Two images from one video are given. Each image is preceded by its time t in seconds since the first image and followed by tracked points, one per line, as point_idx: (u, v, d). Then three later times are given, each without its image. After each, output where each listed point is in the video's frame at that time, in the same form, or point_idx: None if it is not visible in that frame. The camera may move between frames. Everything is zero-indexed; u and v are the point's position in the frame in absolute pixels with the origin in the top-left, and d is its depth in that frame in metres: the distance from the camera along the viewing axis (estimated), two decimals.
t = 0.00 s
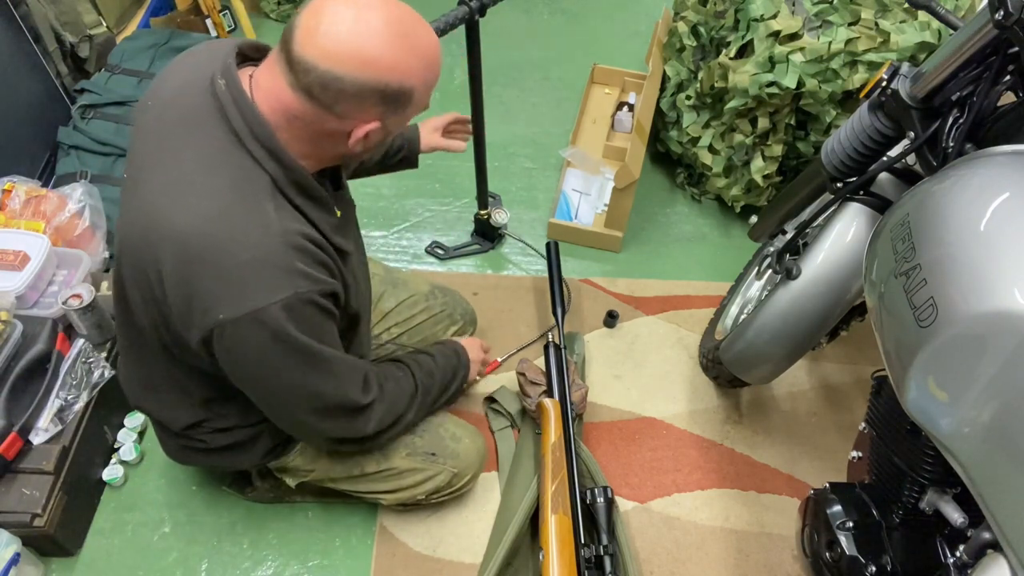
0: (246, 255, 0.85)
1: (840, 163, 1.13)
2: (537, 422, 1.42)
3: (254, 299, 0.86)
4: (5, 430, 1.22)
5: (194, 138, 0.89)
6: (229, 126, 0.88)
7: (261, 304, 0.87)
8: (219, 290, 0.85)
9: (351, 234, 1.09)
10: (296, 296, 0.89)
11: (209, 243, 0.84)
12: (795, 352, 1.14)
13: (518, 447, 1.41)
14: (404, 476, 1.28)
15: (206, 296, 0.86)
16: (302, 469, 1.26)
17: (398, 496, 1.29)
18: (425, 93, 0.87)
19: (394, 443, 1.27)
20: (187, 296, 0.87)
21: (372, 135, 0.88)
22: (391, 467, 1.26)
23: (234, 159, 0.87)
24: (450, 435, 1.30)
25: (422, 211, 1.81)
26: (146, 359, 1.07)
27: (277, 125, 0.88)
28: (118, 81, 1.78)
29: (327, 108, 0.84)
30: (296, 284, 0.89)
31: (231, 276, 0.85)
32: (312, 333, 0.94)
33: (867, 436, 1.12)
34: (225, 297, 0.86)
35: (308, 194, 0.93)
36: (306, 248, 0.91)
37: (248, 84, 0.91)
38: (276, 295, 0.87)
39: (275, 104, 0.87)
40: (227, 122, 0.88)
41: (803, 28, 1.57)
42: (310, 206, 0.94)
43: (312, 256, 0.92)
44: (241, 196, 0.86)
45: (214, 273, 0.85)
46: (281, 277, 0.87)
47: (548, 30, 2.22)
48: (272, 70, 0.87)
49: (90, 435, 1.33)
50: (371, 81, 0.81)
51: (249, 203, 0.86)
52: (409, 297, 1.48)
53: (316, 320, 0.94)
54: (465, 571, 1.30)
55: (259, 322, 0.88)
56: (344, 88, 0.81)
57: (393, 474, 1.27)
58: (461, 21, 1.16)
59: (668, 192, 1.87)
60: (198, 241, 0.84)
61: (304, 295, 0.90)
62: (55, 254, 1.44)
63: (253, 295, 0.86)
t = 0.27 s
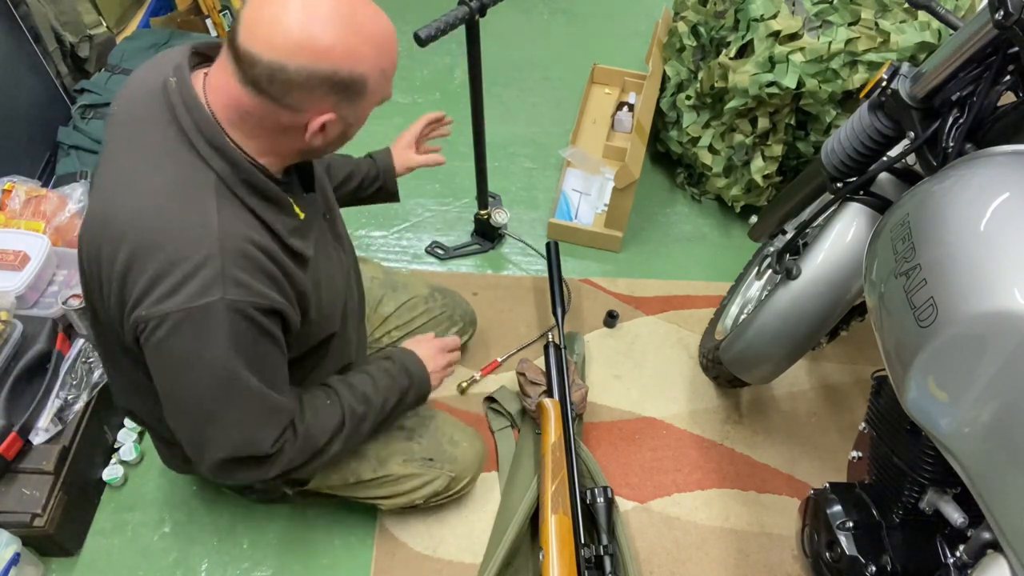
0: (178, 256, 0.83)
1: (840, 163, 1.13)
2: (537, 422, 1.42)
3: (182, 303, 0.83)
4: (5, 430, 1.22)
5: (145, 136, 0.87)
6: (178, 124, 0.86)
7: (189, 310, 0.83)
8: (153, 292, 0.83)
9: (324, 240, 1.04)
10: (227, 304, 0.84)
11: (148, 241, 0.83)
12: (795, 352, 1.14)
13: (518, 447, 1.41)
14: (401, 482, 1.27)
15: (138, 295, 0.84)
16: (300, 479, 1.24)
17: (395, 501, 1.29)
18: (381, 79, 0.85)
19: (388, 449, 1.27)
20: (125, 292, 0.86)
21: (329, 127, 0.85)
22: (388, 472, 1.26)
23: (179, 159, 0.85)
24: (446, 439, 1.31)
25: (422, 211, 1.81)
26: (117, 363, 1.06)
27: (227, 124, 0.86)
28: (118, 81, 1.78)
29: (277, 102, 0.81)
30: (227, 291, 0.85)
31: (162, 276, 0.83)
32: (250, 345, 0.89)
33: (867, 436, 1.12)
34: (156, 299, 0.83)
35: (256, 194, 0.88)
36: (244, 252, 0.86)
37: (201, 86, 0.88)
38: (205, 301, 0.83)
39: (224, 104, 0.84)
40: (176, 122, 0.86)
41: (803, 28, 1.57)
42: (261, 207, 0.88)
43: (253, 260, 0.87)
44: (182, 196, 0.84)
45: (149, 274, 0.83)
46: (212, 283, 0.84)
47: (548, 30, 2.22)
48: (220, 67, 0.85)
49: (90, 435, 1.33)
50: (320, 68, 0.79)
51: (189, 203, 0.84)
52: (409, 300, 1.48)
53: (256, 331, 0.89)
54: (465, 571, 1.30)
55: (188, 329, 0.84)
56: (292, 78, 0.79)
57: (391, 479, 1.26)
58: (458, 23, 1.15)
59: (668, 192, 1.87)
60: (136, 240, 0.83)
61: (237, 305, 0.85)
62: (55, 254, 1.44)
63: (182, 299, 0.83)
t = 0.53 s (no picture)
0: (137, 264, 0.82)
1: (840, 163, 1.13)
2: (537, 422, 1.42)
3: (139, 311, 0.83)
4: (5, 429, 1.22)
5: (113, 141, 0.87)
6: (143, 132, 0.85)
7: (147, 318, 0.83)
8: (114, 298, 0.83)
9: (306, 250, 1.02)
10: (186, 314, 0.84)
11: (110, 248, 0.83)
12: (794, 352, 1.14)
13: (518, 447, 1.41)
14: (399, 487, 1.27)
15: (101, 300, 0.84)
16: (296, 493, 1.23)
17: (394, 505, 1.28)
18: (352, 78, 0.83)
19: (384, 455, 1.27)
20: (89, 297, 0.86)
21: (306, 133, 0.84)
22: (386, 479, 1.26)
23: (144, 168, 0.85)
24: (443, 442, 1.30)
25: (422, 211, 1.81)
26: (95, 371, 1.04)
27: (193, 134, 0.84)
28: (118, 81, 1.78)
29: (248, 116, 0.80)
30: (185, 302, 0.84)
31: (122, 283, 0.83)
32: (211, 357, 0.89)
33: (867, 436, 1.12)
34: (117, 305, 0.83)
35: (223, 202, 0.87)
36: (205, 261, 0.85)
37: (168, 95, 0.87)
38: (163, 311, 0.83)
39: (194, 118, 0.83)
40: (142, 131, 0.85)
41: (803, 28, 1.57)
42: (228, 215, 0.87)
43: (216, 270, 0.86)
44: (144, 202, 0.83)
45: (110, 282, 0.83)
46: (169, 294, 0.83)
47: (548, 30, 2.22)
48: (186, 80, 0.83)
49: (90, 435, 1.33)
50: (289, 79, 0.78)
51: (150, 211, 0.83)
52: (409, 303, 1.47)
53: (217, 342, 0.89)
54: (465, 571, 1.30)
55: (147, 338, 0.84)
56: (262, 92, 0.78)
57: (389, 484, 1.26)
58: (457, 22, 1.15)
59: (668, 192, 1.87)
60: (98, 246, 0.83)
61: (195, 317, 0.85)
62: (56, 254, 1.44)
63: (141, 307, 0.83)
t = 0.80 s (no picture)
0: (124, 277, 0.82)
1: (840, 163, 1.13)
2: (537, 422, 1.42)
3: (127, 324, 0.83)
4: (5, 430, 1.22)
5: (96, 153, 0.87)
6: (125, 142, 0.85)
7: (135, 331, 0.83)
8: (100, 312, 0.83)
9: (298, 255, 1.01)
10: (174, 325, 0.84)
11: (96, 261, 0.82)
12: (794, 352, 1.14)
13: (518, 447, 1.41)
14: (399, 491, 1.27)
15: (88, 314, 0.84)
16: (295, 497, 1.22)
17: (394, 509, 1.28)
18: (328, 81, 0.83)
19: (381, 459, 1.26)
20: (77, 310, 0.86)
21: (287, 137, 0.84)
22: (385, 484, 1.25)
23: (126, 178, 0.84)
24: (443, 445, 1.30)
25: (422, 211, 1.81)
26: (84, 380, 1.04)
27: (177, 144, 0.84)
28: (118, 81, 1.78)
29: (226, 124, 0.80)
30: (173, 313, 0.84)
31: (108, 296, 0.83)
32: (199, 367, 0.89)
33: (867, 436, 1.12)
34: (103, 319, 0.83)
35: (210, 211, 0.86)
36: (193, 271, 0.85)
37: (149, 103, 0.87)
38: (151, 323, 0.83)
39: (174, 126, 0.83)
40: (124, 141, 0.85)
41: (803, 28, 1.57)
42: (216, 224, 0.87)
43: (204, 279, 0.86)
44: (129, 214, 0.83)
45: (96, 295, 0.83)
46: (156, 305, 0.83)
47: (547, 30, 2.22)
48: (165, 87, 0.83)
49: (90, 435, 1.33)
50: (260, 86, 0.77)
51: (136, 222, 0.83)
52: (410, 306, 1.46)
53: (206, 352, 0.89)
54: (465, 571, 1.30)
55: (135, 350, 0.84)
56: (234, 100, 0.77)
57: (389, 489, 1.26)
58: (458, 22, 1.15)
59: (668, 192, 1.87)
60: (84, 260, 0.83)
61: (184, 327, 0.85)
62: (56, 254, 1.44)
63: (129, 319, 0.83)
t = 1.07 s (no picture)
0: (114, 281, 0.82)
1: (840, 163, 1.13)
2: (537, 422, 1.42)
3: (118, 329, 0.83)
4: (5, 430, 1.22)
5: (90, 157, 0.87)
6: (118, 146, 0.85)
7: (126, 336, 0.83)
8: (92, 316, 0.83)
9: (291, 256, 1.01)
10: (164, 330, 0.84)
11: (87, 265, 0.83)
12: (795, 352, 1.14)
13: (518, 447, 1.41)
14: (398, 493, 1.27)
15: (80, 318, 0.84)
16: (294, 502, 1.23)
17: (392, 511, 1.28)
18: (320, 81, 0.82)
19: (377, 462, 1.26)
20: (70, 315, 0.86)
21: (279, 137, 0.84)
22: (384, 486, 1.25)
23: (118, 183, 0.84)
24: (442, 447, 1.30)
25: (422, 211, 1.81)
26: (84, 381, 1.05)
27: (170, 148, 0.85)
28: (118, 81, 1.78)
29: (216, 125, 0.80)
30: (163, 316, 0.84)
31: (99, 300, 0.83)
32: (192, 371, 0.89)
33: (867, 437, 1.12)
34: (94, 324, 0.83)
35: (201, 214, 0.86)
36: (183, 275, 0.85)
37: (142, 108, 0.87)
38: (141, 328, 0.83)
39: (166, 128, 0.83)
40: (117, 146, 0.85)
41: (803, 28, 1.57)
42: (206, 227, 0.87)
43: (194, 283, 0.86)
44: (120, 217, 0.83)
45: (87, 299, 0.83)
46: (146, 309, 0.83)
47: (547, 30, 2.22)
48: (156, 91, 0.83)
49: (90, 435, 1.33)
50: (248, 87, 0.77)
51: (126, 226, 0.83)
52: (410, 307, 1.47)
53: (197, 356, 0.89)
54: (465, 571, 1.30)
55: (126, 355, 0.84)
56: (223, 101, 0.77)
57: (388, 491, 1.26)
58: (459, 21, 1.15)
59: (668, 192, 1.87)
60: (77, 264, 0.83)
61: (175, 331, 0.85)
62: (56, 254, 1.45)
63: (120, 323, 0.83)
